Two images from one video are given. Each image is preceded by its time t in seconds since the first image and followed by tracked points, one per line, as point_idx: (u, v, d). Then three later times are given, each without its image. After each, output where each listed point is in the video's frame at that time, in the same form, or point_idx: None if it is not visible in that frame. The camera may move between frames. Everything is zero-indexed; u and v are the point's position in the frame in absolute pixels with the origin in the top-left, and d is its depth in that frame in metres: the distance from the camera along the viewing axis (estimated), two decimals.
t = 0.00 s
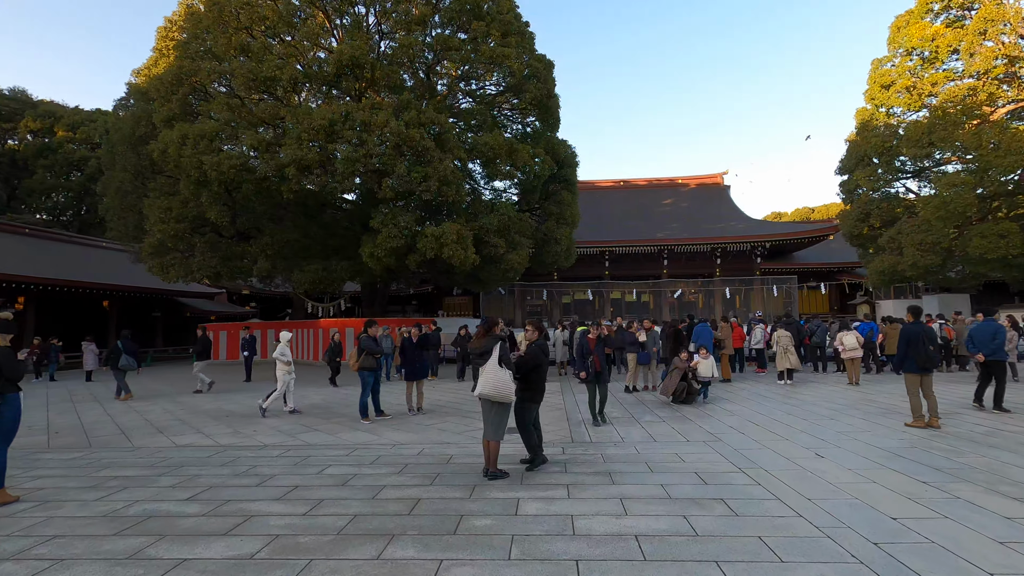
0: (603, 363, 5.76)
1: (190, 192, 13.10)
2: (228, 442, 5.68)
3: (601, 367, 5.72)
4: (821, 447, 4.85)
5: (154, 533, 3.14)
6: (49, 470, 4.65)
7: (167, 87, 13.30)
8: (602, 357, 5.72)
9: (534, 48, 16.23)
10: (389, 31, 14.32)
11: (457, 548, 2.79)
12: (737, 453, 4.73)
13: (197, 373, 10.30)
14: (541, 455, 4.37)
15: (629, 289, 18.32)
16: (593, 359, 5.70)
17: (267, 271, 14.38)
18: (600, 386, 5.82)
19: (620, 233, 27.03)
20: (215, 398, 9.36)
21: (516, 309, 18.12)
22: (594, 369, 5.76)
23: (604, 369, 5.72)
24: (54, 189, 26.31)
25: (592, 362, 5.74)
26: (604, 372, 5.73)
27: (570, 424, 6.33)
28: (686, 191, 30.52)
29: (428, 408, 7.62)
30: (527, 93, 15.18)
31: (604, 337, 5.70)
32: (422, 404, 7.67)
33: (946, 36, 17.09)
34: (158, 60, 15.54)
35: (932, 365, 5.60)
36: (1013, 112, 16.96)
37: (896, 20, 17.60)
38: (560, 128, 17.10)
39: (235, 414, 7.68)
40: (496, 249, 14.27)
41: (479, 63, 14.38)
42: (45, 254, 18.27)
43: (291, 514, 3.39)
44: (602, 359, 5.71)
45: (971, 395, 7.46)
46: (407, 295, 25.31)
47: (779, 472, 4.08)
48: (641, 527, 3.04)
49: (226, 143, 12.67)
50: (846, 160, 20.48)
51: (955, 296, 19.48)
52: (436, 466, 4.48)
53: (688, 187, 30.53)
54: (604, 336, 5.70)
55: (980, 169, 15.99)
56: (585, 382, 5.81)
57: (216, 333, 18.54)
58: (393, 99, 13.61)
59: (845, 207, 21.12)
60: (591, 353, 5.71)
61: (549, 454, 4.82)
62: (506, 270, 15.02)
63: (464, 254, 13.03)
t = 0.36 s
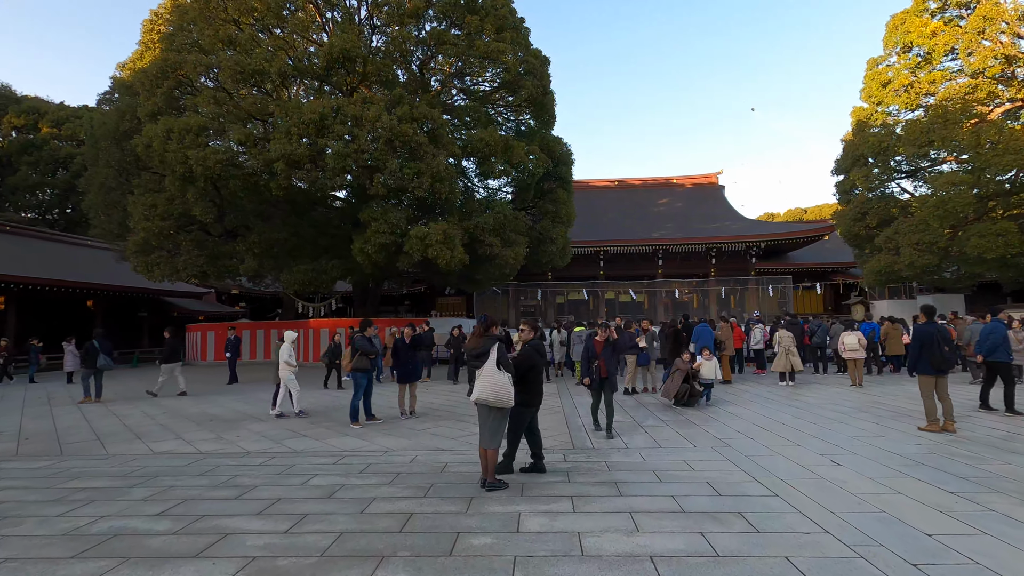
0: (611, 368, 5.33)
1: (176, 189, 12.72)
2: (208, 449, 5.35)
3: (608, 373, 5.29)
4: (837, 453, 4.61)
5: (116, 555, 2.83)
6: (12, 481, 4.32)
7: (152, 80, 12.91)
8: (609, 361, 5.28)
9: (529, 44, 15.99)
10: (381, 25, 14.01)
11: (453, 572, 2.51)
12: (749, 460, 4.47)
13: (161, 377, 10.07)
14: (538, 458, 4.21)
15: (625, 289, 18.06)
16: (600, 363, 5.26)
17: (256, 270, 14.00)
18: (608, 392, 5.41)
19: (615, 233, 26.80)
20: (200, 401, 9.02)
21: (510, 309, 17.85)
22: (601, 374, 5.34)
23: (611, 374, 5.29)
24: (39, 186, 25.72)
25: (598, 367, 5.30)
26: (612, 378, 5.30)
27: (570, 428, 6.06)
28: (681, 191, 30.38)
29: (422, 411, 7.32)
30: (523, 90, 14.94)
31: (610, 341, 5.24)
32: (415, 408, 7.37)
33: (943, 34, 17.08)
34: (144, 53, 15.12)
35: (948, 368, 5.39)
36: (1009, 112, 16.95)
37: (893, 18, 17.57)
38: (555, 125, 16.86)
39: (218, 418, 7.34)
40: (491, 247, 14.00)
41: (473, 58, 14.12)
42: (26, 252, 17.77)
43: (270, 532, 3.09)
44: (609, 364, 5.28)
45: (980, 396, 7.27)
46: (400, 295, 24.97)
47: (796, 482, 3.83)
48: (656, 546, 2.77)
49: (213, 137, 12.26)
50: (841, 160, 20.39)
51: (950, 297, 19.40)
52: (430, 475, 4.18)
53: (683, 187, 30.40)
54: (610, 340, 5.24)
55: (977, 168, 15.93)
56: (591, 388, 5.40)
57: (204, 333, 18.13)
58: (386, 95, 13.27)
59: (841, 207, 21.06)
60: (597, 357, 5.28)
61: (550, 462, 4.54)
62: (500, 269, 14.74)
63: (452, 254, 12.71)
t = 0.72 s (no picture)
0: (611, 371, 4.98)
1: (158, 185, 12.33)
2: (180, 457, 5.02)
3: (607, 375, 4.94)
4: (848, 460, 4.37)
5: None
6: None
7: (134, 72, 12.49)
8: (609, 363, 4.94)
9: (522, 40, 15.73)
10: (371, 18, 13.70)
11: None
12: (756, 467, 4.22)
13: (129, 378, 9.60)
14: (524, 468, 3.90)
15: (618, 289, 17.82)
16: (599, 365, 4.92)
17: (241, 269, 13.61)
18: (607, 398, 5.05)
19: (608, 233, 26.58)
20: (179, 404, 8.67)
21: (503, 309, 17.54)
22: (600, 377, 5.00)
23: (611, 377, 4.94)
24: (20, 183, 25.08)
25: (597, 370, 4.95)
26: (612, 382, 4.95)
27: (565, 433, 5.78)
28: (674, 191, 30.24)
29: (410, 415, 7.02)
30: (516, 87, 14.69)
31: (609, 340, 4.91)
32: (403, 411, 7.07)
33: (940, 32, 17.04)
34: (126, 46, 14.67)
35: (962, 368, 5.18)
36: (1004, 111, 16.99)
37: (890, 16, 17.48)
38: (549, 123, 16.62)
39: (196, 423, 7.00)
40: (483, 246, 13.72)
41: (465, 54, 13.84)
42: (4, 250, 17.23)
43: (235, 553, 2.78)
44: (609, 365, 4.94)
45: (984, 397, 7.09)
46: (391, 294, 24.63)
47: (809, 493, 3.58)
48: (664, 569, 2.50)
49: (196, 130, 11.83)
50: (836, 159, 20.29)
51: (944, 297, 19.34)
52: (417, 486, 3.89)
53: (677, 187, 30.27)
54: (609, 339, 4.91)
55: (972, 168, 15.84)
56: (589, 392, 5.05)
57: (189, 334, 17.71)
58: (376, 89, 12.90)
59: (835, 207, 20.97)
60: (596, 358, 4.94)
61: (546, 471, 4.25)
62: (492, 268, 14.45)
63: (439, 253, 12.42)
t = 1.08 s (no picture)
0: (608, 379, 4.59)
1: (138, 181, 11.92)
2: (147, 468, 4.69)
3: (603, 381, 4.56)
4: (858, 469, 4.12)
5: None
6: None
7: (113, 65, 12.07)
8: (605, 370, 4.57)
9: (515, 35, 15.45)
10: (360, 12, 13.36)
11: None
12: (762, 477, 3.95)
13: (93, 381, 9.06)
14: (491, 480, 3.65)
15: (612, 289, 17.56)
16: (594, 371, 4.54)
17: (225, 267, 13.22)
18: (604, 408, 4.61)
19: (601, 233, 26.36)
20: (156, 408, 8.31)
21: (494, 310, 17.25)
22: (596, 385, 4.59)
23: (607, 384, 4.54)
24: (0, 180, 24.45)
25: (593, 377, 4.56)
26: (608, 389, 4.55)
27: (558, 438, 5.49)
28: (668, 190, 30.08)
29: (396, 420, 6.72)
30: (508, 82, 14.41)
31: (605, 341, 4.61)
32: (388, 416, 6.76)
33: (936, 30, 16.98)
34: (107, 38, 14.22)
35: (971, 370, 4.95)
36: (997, 110, 16.99)
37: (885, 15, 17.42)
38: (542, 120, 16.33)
39: (170, 428, 6.65)
40: (474, 245, 13.41)
41: (457, 48, 13.53)
42: None
43: None
44: (605, 371, 4.57)
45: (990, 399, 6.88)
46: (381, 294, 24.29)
47: (820, 506, 3.32)
48: None
49: (178, 123, 11.40)
50: (829, 158, 20.16)
51: (938, 297, 19.23)
52: (399, 500, 3.59)
53: (670, 187, 30.11)
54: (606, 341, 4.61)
55: (967, 168, 15.74)
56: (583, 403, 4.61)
57: (173, 334, 17.29)
58: (364, 84, 12.50)
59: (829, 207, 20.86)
60: (592, 364, 4.58)
61: (537, 482, 3.97)
62: (485, 267, 14.15)
63: (430, 253, 12.14)
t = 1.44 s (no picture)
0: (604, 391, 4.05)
1: (116, 177, 11.54)
2: (107, 479, 4.38)
3: (598, 394, 4.03)
4: (864, 480, 3.88)
5: None
6: None
7: (91, 57, 11.68)
8: (601, 380, 4.03)
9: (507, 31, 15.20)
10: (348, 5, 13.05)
11: None
12: (762, 489, 3.71)
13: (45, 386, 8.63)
14: (466, 494, 3.41)
15: (605, 289, 17.33)
16: (587, 382, 4.03)
17: (208, 266, 12.85)
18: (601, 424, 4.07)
19: (594, 233, 26.14)
20: (129, 412, 7.97)
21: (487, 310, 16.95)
22: (591, 396, 4.07)
23: (603, 396, 4.00)
24: None
25: (587, 388, 4.05)
26: (604, 403, 4.02)
27: (546, 446, 5.22)
28: (661, 190, 29.92)
29: (378, 426, 6.43)
30: (499, 79, 14.14)
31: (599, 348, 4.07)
32: (370, 422, 6.47)
33: (929, 29, 16.89)
34: (86, 31, 13.81)
35: (976, 374, 4.74)
36: (990, 110, 16.93)
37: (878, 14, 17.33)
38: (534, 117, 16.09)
39: (141, 434, 6.32)
40: (464, 244, 13.14)
41: (447, 43, 13.25)
42: None
43: None
44: (600, 382, 4.03)
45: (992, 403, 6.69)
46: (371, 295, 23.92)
47: (828, 524, 3.07)
48: None
49: (158, 118, 11.04)
50: (823, 158, 20.06)
51: (931, 298, 19.15)
52: (372, 516, 3.31)
53: (663, 187, 29.98)
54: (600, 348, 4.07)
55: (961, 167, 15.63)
56: (578, 417, 4.12)
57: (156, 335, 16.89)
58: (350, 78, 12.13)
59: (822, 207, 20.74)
60: (584, 373, 4.05)
61: (522, 495, 3.69)
62: (476, 267, 13.87)
63: (421, 250, 11.80)
